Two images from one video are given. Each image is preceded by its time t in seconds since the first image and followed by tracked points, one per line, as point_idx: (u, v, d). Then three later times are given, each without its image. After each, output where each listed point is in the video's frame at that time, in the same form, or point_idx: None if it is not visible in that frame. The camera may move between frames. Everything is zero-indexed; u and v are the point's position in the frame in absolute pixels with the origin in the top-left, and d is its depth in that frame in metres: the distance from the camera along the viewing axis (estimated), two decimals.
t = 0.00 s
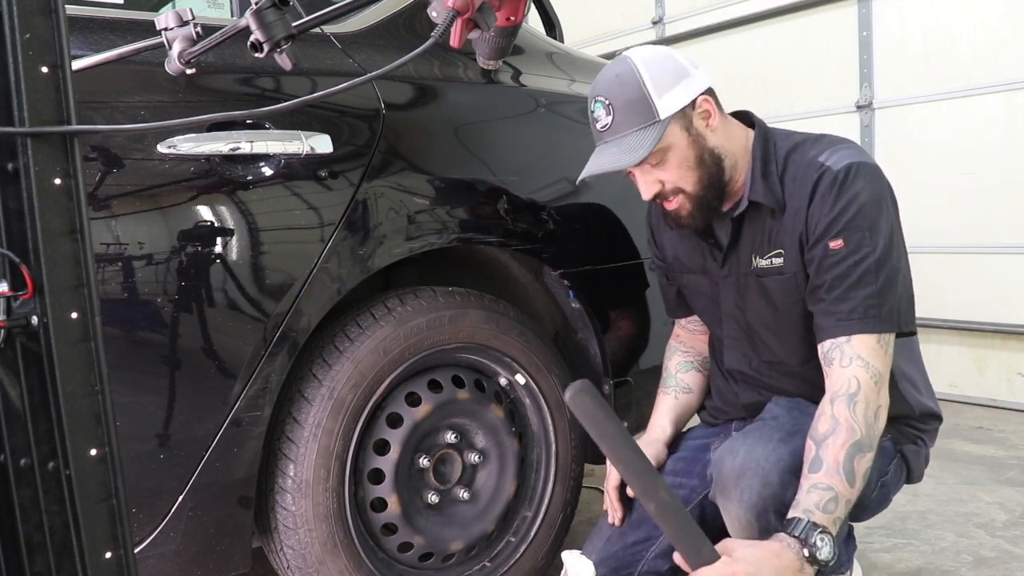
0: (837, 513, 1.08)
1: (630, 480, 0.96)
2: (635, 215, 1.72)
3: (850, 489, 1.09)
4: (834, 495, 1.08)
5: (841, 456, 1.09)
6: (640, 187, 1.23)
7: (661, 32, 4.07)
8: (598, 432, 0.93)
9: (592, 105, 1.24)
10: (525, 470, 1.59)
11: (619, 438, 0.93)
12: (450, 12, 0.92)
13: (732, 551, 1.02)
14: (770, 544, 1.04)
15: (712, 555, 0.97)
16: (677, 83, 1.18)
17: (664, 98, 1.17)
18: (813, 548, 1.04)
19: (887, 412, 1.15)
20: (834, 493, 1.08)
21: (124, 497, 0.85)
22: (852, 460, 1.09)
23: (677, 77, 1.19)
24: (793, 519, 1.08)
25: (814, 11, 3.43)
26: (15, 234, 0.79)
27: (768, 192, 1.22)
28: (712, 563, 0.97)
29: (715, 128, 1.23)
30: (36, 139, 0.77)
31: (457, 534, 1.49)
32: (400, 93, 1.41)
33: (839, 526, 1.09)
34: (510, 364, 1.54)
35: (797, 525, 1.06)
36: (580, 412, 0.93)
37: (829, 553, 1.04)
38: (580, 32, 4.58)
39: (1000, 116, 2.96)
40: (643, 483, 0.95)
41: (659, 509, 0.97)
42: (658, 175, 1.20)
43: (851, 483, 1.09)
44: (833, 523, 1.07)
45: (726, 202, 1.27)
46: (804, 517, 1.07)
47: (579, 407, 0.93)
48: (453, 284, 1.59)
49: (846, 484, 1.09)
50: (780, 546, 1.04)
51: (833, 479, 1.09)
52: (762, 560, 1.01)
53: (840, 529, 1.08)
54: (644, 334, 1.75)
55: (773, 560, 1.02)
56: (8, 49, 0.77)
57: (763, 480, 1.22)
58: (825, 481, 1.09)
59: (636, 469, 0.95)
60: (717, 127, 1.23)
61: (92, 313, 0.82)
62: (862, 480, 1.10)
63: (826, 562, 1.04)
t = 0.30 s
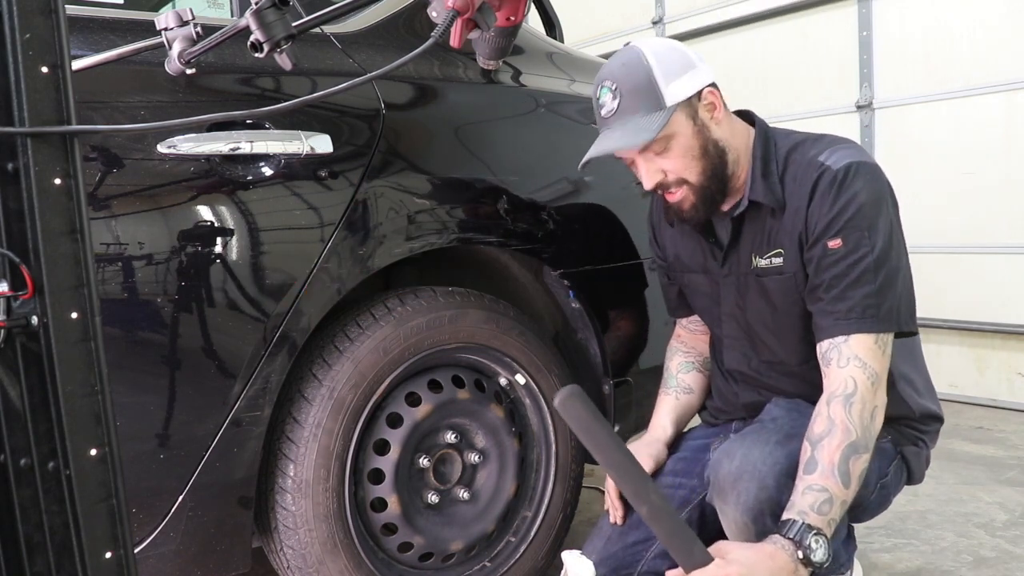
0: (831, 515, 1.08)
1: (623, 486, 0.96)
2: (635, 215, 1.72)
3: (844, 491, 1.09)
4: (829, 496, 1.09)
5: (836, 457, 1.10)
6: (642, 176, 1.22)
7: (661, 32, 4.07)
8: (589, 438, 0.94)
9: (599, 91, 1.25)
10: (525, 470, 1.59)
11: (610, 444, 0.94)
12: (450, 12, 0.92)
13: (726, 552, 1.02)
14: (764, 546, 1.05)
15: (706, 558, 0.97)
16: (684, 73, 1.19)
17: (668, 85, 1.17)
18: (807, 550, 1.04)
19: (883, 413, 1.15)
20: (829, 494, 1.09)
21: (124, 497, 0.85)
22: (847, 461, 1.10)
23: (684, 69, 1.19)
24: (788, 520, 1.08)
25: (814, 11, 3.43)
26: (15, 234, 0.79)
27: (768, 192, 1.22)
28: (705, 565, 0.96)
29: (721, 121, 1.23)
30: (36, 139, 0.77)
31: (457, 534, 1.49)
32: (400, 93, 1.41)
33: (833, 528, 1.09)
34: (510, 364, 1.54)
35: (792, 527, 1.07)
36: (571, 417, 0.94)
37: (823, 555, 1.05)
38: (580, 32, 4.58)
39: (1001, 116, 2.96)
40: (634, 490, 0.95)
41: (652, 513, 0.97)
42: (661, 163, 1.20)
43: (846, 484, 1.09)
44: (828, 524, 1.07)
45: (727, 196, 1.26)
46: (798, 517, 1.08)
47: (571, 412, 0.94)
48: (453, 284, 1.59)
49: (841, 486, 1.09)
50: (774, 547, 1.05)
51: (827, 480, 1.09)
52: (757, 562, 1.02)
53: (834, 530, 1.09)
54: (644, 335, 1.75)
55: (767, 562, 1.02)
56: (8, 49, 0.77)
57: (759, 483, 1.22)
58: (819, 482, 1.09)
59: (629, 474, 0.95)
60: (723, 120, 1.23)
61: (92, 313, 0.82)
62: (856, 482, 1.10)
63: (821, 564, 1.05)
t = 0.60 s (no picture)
0: (830, 515, 1.09)
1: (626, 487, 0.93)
2: (635, 215, 1.72)
3: (843, 491, 1.10)
4: (828, 498, 1.09)
5: (835, 458, 1.10)
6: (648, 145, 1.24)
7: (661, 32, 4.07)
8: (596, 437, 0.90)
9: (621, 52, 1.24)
10: (525, 470, 1.59)
11: (615, 445, 0.90)
12: (450, 12, 0.92)
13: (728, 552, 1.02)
14: (764, 547, 1.05)
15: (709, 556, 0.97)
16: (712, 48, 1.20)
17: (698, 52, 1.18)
18: (806, 551, 1.05)
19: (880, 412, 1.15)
20: (828, 495, 1.09)
21: (124, 497, 0.85)
22: (846, 462, 1.10)
23: (712, 46, 1.20)
24: (787, 522, 1.09)
25: (813, 11, 3.43)
26: (14, 234, 0.79)
27: (770, 192, 1.22)
28: (707, 565, 0.96)
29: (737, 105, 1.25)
30: (36, 139, 0.77)
31: (457, 534, 1.49)
32: (400, 93, 1.41)
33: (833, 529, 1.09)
34: (510, 364, 1.54)
35: (792, 528, 1.07)
36: (576, 417, 0.90)
37: (823, 556, 1.05)
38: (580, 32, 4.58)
39: (1001, 116, 2.96)
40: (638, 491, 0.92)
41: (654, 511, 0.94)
42: (678, 125, 1.19)
43: (845, 485, 1.10)
44: (827, 525, 1.08)
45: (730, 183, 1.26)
46: (798, 519, 1.08)
47: (575, 411, 0.90)
48: (453, 284, 1.59)
49: (840, 486, 1.09)
50: (774, 548, 1.05)
51: (826, 481, 1.09)
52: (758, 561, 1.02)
53: (834, 531, 1.09)
54: (645, 335, 1.75)
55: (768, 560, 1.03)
56: (8, 49, 0.77)
57: (756, 483, 1.23)
58: (819, 483, 1.10)
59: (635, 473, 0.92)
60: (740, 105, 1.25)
61: (92, 313, 0.82)
62: (855, 482, 1.11)
63: (820, 564, 1.05)
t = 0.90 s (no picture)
0: (833, 514, 1.09)
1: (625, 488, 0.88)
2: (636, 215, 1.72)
3: (844, 490, 1.10)
4: (830, 497, 1.10)
5: (836, 458, 1.10)
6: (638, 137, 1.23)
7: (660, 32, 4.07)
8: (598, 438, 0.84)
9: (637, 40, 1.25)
10: (525, 469, 1.59)
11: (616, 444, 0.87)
12: (450, 12, 0.92)
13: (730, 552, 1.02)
14: (767, 547, 1.05)
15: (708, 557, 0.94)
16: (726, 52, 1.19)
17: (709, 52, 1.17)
18: (811, 551, 1.06)
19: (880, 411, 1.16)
20: (830, 494, 1.10)
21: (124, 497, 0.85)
22: (848, 461, 1.11)
23: (726, 50, 1.20)
24: (791, 522, 1.09)
25: (813, 11, 3.43)
26: (15, 234, 0.79)
27: (781, 195, 1.20)
28: (709, 565, 0.94)
29: (739, 118, 1.21)
30: (36, 139, 0.77)
31: (457, 534, 1.49)
32: (400, 93, 1.41)
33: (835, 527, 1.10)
34: (510, 364, 1.54)
35: (796, 528, 1.08)
36: (575, 416, 0.85)
37: (827, 555, 1.06)
38: (580, 32, 4.58)
39: (1001, 116, 2.95)
40: (638, 494, 0.87)
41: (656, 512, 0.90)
42: (657, 124, 1.21)
43: (846, 484, 1.11)
44: (831, 524, 1.09)
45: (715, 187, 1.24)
46: (802, 519, 1.09)
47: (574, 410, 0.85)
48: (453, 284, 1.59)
49: (842, 485, 1.10)
50: (778, 549, 1.05)
51: (828, 481, 1.10)
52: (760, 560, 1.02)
53: (836, 529, 1.10)
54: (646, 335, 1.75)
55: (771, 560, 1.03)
56: (9, 49, 0.77)
57: (759, 479, 1.23)
58: (820, 482, 1.10)
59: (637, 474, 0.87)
60: (743, 118, 1.22)
61: (92, 313, 0.82)
62: (856, 481, 1.12)
63: (824, 564, 1.06)
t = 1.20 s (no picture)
0: (834, 515, 1.11)
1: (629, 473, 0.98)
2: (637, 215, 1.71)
3: (846, 491, 1.11)
4: (831, 497, 1.11)
5: (837, 459, 1.12)
6: (630, 133, 1.15)
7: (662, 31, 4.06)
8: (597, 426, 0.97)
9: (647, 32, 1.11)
10: (525, 470, 1.58)
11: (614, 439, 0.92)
12: (450, 12, 0.93)
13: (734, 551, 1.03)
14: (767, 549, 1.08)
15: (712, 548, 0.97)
16: (714, 47, 1.00)
17: (686, 52, 1.00)
18: (812, 551, 1.07)
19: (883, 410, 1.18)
20: (831, 495, 1.11)
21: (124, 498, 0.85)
22: (848, 462, 1.12)
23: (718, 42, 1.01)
24: (793, 522, 1.10)
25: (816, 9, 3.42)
26: (15, 234, 0.79)
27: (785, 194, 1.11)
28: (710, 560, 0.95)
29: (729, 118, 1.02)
30: (36, 139, 0.78)
31: (457, 535, 1.47)
32: (400, 93, 1.41)
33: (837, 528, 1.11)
34: (510, 364, 1.53)
35: (797, 528, 1.09)
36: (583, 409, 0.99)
37: (828, 555, 1.07)
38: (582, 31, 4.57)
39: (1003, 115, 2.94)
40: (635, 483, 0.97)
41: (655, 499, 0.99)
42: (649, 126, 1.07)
43: (849, 484, 1.12)
44: (831, 525, 1.10)
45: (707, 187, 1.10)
46: (803, 519, 1.10)
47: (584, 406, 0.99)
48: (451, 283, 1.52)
49: (843, 486, 1.11)
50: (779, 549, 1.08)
51: (830, 482, 1.11)
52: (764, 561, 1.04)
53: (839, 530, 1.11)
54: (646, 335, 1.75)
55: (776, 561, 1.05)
56: (9, 50, 0.77)
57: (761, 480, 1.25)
58: (822, 483, 1.12)
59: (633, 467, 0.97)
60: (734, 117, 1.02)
61: (92, 313, 0.82)
62: (859, 481, 1.13)
63: (825, 564, 1.07)
